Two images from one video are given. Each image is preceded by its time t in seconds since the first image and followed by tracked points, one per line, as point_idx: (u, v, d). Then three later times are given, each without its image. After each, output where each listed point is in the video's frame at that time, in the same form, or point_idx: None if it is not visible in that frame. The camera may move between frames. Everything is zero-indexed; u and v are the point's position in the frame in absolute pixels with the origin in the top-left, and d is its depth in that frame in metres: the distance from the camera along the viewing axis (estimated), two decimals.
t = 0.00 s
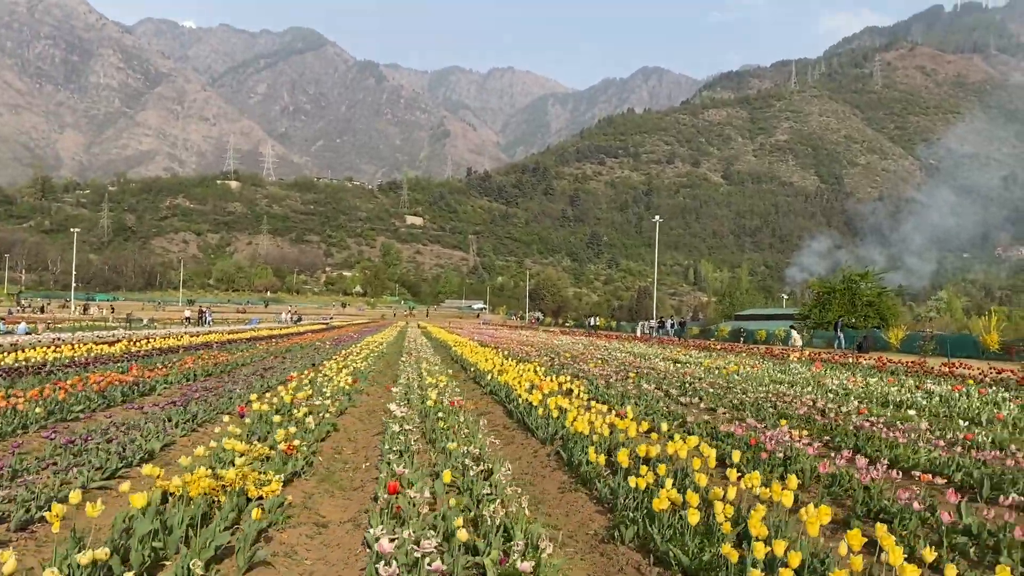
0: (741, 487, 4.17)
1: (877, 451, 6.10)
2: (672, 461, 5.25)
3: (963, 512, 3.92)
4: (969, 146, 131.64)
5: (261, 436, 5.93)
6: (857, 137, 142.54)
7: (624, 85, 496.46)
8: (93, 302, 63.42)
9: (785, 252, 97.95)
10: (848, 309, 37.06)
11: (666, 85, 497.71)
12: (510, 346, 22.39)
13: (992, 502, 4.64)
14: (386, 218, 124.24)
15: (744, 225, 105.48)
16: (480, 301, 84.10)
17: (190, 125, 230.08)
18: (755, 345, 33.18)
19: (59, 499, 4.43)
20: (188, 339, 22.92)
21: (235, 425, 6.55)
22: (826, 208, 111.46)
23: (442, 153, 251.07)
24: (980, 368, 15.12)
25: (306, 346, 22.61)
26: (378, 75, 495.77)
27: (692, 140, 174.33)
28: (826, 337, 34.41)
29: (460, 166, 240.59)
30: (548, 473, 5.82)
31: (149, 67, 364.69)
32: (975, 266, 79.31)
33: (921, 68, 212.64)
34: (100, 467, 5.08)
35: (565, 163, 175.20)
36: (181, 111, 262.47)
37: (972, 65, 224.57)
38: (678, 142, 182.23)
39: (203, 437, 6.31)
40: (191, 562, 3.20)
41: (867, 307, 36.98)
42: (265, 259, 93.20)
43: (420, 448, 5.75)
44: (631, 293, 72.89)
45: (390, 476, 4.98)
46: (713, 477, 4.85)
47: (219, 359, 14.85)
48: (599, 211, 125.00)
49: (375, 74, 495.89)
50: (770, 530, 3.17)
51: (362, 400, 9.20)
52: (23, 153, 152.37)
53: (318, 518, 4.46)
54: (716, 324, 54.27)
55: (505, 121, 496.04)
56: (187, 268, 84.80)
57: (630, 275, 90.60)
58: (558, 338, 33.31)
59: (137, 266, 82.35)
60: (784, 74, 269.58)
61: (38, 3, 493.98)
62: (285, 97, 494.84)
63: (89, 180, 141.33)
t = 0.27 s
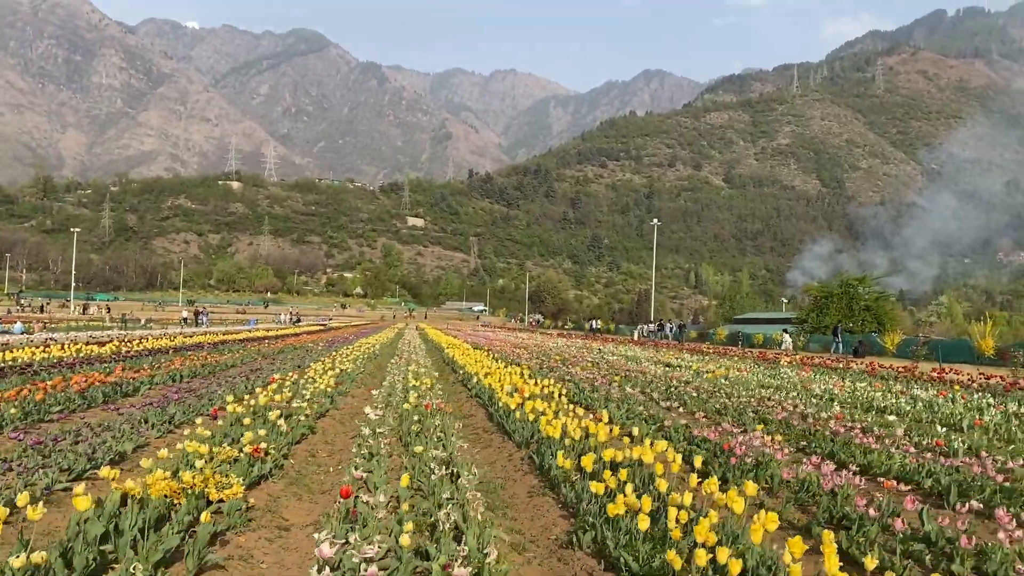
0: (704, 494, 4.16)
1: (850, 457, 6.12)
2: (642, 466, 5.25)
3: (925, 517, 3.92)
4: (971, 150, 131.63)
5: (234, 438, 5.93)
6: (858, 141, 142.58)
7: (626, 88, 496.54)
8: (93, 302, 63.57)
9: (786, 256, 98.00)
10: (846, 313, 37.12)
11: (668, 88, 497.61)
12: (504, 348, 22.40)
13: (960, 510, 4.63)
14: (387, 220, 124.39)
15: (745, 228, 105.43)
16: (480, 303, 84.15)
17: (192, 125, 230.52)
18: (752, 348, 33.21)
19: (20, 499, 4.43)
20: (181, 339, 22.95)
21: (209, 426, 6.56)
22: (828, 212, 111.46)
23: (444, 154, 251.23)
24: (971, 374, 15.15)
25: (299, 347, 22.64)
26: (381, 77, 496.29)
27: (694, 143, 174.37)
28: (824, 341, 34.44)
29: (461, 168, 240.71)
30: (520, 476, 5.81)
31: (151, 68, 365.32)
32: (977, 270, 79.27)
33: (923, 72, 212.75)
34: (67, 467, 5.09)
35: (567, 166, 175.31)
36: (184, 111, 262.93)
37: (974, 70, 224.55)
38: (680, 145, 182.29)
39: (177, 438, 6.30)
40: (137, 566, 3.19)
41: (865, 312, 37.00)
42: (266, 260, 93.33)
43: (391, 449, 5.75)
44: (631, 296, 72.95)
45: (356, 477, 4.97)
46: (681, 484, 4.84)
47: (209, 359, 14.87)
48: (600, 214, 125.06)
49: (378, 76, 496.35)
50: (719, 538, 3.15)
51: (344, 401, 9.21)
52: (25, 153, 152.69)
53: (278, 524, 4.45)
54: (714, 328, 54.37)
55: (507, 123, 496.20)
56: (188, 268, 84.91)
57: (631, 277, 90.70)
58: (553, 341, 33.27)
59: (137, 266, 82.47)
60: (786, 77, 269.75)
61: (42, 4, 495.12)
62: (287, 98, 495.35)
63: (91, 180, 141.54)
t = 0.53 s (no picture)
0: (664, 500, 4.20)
1: (828, 462, 6.08)
2: (613, 467, 5.32)
3: (889, 525, 3.88)
4: (975, 153, 131.63)
5: (202, 443, 5.93)
6: (862, 143, 142.60)
7: (630, 89, 496.67)
8: (97, 301, 63.69)
9: (789, 257, 97.94)
10: (845, 315, 37.02)
11: (672, 90, 497.59)
12: (500, 349, 22.45)
13: (926, 514, 4.62)
14: (390, 220, 124.53)
15: (748, 229, 105.03)
16: (483, 303, 84.23)
17: (196, 125, 230.79)
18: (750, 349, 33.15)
19: None
20: (178, 339, 22.99)
21: (185, 427, 6.54)
22: (830, 214, 111.41)
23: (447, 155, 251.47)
24: (961, 377, 15.18)
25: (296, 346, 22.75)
26: (384, 77, 496.55)
27: (698, 144, 174.33)
28: (822, 342, 34.34)
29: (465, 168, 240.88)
30: (494, 478, 5.76)
31: (156, 68, 365.89)
32: (980, 273, 79.26)
33: (926, 73, 212.91)
34: (36, 468, 5.08)
35: (570, 167, 175.18)
36: (188, 110, 263.27)
37: (978, 72, 224.50)
38: (682, 146, 182.38)
39: (155, 436, 6.27)
40: (91, 568, 3.19)
41: (864, 313, 36.94)
42: (269, 259, 93.48)
43: (363, 450, 5.77)
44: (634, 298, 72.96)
45: (326, 478, 4.97)
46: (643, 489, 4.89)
47: (200, 360, 14.91)
48: (603, 214, 125.12)
49: (382, 76, 496.58)
50: (663, 540, 3.16)
51: (326, 399, 9.18)
52: (29, 152, 152.94)
53: (247, 524, 4.43)
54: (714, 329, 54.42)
55: (510, 123, 496.37)
56: (191, 268, 85.03)
57: (634, 279, 90.73)
58: (552, 342, 33.32)
59: (141, 265, 82.56)
60: (790, 79, 269.88)
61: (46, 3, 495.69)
62: (291, 98, 495.67)
63: (95, 179, 141.83)
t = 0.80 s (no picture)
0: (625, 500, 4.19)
1: (803, 461, 6.06)
2: (580, 468, 5.30)
3: (854, 526, 3.84)
4: (978, 153, 131.50)
5: (174, 442, 5.90)
6: (865, 143, 142.46)
7: (632, 90, 496.67)
8: (98, 301, 63.68)
9: (791, 257, 97.79)
10: (845, 316, 36.90)
11: (674, 90, 497.48)
12: (494, 349, 22.43)
13: (892, 515, 4.59)
14: (393, 220, 124.52)
15: (750, 230, 104.91)
16: (485, 304, 84.16)
17: (198, 126, 230.91)
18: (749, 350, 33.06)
19: None
20: (173, 340, 22.98)
21: (159, 426, 6.50)
22: (833, 214, 111.26)
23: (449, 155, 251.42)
24: (954, 377, 15.14)
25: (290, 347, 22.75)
26: (387, 77, 496.62)
27: (700, 144, 174.10)
28: (821, 343, 34.23)
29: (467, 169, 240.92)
30: (466, 478, 5.73)
31: (159, 69, 366.21)
32: (984, 273, 79.08)
33: (930, 74, 212.66)
34: None
35: (572, 167, 175.08)
36: (190, 111, 263.50)
37: (981, 73, 224.33)
38: (685, 146, 182.26)
39: (127, 437, 6.22)
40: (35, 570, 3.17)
41: (863, 314, 36.84)
42: (271, 260, 93.49)
43: (335, 449, 5.75)
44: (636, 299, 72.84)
45: (293, 478, 4.94)
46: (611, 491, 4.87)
47: (191, 360, 14.89)
48: (606, 215, 125.02)
49: (384, 76, 496.69)
50: (611, 539, 3.13)
51: (309, 398, 9.16)
52: (32, 153, 153.10)
53: (209, 523, 4.40)
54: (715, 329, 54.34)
55: (513, 124, 496.42)
56: (193, 268, 85.08)
57: (636, 279, 90.63)
58: (549, 342, 33.32)
59: (143, 266, 82.56)
60: (793, 80, 269.69)
61: (49, 4, 496.00)
62: (294, 98, 495.83)
63: (98, 180, 142.08)
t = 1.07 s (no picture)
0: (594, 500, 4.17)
1: (781, 459, 6.05)
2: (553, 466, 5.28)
3: (815, 524, 3.83)
4: (984, 151, 131.19)
5: (150, 440, 5.88)
6: (870, 141, 142.31)
7: (637, 88, 496.64)
8: (103, 300, 63.89)
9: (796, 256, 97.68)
10: (845, 313, 36.84)
11: (679, 88, 497.16)
12: (490, 348, 22.42)
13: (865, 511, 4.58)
14: (397, 219, 124.64)
15: (755, 228, 104.85)
16: (489, 302, 84.28)
17: (203, 124, 231.37)
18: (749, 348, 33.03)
19: None
20: (169, 338, 23.02)
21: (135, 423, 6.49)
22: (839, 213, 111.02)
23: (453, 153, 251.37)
24: (948, 374, 15.11)
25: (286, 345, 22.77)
26: (392, 76, 496.81)
27: (705, 143, 173.77)
28: (821, 341, 34.18)
29: (472, 167, 241.07)
30: (443, 475, 5.72)
31: (164, 68, 366.91)
32: (990, 271, 78.90)
33: (935, 71, 212.14)
34: None
35: (577, 166, 174.96)
36: (195, 110, 263.95)
37: (987, 70, 223.87)
38: (690, 144, 182.19)
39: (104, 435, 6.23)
40: None
41: (864, 312, 36.84)
42: (276, 258, 93.72)
43: (309, 447, 5.75)
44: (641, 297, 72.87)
45: (263, 475, 4.89)
46: (582, 490, 4.85)
47: (184, 359, 14.88)
48: (610, 214, 125.09)
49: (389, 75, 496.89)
50: (567, 537, 3.11)
51: (295, 397, 9.14)
52: (38, 152, 153.61)
53: (176, 520, 4.38)
54: (717, 327, 54.37)
55: (517, 122, 496.46)
56: (197, 267, 85.16)
57: (641, 278, 90.64)
58: (548, 340, 33.31)
59: (148, 265, 82.84)
60: (798, 77, 269.66)
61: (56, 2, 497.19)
62: (299, 97, 496.28)
63: (103, 179, 142.37)
